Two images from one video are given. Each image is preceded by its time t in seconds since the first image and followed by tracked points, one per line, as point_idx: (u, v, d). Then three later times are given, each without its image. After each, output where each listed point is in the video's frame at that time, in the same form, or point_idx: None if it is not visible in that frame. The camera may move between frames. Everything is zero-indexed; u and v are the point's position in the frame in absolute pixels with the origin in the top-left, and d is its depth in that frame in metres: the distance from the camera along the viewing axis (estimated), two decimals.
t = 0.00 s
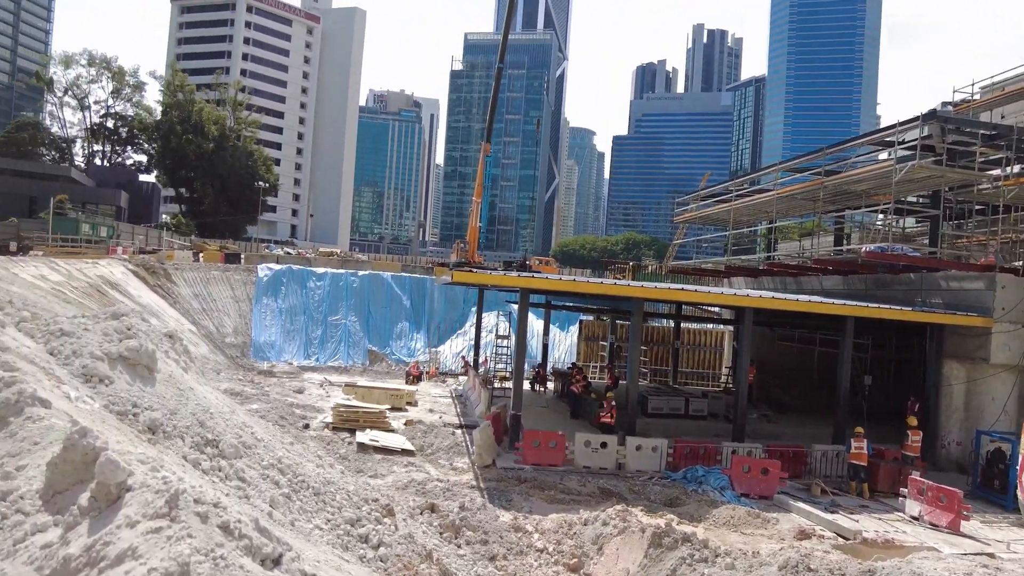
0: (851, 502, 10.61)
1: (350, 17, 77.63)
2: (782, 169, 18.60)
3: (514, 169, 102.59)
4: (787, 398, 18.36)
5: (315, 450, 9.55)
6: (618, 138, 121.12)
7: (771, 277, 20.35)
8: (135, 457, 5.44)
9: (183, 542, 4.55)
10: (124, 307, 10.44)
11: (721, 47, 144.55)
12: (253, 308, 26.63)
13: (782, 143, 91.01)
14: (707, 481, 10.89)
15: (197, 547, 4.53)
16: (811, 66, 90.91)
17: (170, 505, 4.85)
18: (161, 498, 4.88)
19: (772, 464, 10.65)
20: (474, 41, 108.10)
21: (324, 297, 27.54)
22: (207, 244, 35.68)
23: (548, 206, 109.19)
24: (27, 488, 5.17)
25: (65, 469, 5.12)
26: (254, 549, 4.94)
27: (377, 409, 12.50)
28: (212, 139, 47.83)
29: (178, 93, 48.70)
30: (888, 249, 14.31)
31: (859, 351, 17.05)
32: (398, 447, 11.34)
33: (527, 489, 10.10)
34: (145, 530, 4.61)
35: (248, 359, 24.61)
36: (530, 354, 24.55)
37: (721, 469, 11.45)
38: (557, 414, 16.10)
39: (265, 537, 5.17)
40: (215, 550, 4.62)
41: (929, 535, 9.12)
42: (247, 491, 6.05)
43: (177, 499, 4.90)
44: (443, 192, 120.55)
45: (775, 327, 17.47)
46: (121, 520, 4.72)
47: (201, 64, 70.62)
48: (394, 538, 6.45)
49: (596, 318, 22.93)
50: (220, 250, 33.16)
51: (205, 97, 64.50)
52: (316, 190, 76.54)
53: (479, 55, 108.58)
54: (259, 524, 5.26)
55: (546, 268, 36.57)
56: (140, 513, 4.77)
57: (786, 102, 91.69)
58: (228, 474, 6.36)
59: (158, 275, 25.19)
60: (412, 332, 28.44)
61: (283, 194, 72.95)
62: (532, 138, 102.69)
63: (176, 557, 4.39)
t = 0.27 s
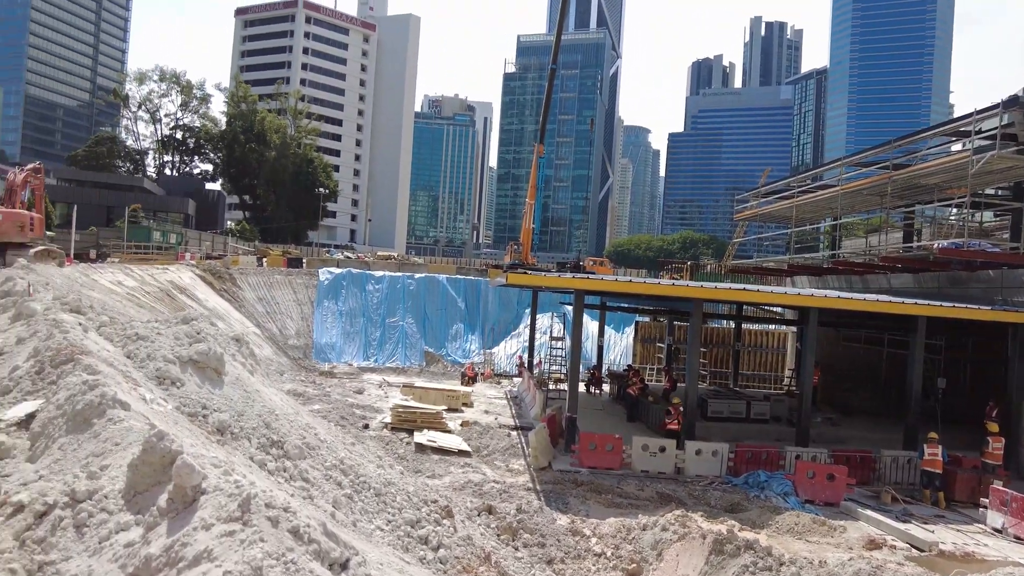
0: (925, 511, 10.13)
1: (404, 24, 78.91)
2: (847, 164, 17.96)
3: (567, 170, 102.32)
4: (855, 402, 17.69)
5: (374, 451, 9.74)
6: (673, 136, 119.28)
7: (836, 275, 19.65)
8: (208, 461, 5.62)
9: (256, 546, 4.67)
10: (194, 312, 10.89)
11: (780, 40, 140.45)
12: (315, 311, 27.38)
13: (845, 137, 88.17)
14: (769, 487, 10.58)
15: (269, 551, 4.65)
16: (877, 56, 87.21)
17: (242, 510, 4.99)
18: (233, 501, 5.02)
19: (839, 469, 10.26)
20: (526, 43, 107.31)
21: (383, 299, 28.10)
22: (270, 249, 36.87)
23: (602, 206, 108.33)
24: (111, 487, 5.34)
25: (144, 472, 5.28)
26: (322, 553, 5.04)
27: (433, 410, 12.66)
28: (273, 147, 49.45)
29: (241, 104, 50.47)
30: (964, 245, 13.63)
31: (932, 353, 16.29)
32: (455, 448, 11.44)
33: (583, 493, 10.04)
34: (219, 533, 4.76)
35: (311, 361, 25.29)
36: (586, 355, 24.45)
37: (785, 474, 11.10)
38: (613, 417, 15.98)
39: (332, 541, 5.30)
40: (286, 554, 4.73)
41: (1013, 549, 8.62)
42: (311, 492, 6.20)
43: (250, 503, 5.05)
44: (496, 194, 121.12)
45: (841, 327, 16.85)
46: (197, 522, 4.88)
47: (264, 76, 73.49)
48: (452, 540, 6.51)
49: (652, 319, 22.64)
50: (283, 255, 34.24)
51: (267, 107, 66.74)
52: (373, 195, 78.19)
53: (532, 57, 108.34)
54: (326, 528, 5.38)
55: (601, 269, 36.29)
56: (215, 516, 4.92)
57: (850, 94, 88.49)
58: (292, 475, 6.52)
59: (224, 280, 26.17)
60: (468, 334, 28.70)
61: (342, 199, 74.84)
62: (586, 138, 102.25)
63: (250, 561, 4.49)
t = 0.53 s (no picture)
0: (978, 518, 9.77)
1: (439, 28, 79.53)
2: (892, 159, 17.43)
3: (602, 170, 102.05)
4: (903, 404, 17.16)
5: (414, 452, 9.83)
6: (710, 134, 117.59)
7: (881, 273, 19.11)
8: (256, 465, 5.74)
9: (306, 552, 4.71)
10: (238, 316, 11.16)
11: (820, 33, 137.39)
12: (353, 313, 27.76)
13: (889, 130, 85.71)
14: (814, 491, 10.33)
15: (320, 556, 4.69)
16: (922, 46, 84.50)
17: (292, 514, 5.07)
18: (284, 506, 5.10)
19: (886, 474, 9.95)
20: (561, 43, 107.34)
21: (419, 301, 28.38)
22: (310, 253, 37.55)
23: (638, 206, 107.47)
24: (165, 490, 5.46)
25: (196, 475, 5.41)
26: (370, 558, 5.11)
27: (471, 411, 12.70)
28: (312, 152, 50.44)
29: (280, 110, 51.55)
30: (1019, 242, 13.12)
31: (985, 354, 15.71)
32: (492, 449, 11.46)
33: (622, 496, 9.97)
34: (270, 537, 4.83)
35: (350, 362, 25.57)
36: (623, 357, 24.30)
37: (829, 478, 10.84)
38: (652, 419, 15.82)
39: (379, 546, 5.36)
40: (336, 559, 4.78)
41: None
42: (354, 493, 6.27)
43: (300, 508, 5.12)
44: (531, 195, 121.19)
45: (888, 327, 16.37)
46: (248, 526, 4.97)
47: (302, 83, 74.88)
48: (493, 542, 6.52)
49: (690, 320, 22.37)
50: (322, 258, 34.79)
51: (306, 113, 67.95)
52: (409, 198, 78.91)
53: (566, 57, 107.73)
54: (374, 534, 5.46)
55: (637, 270, 36.00)
56: (266, 520, 5.02)
57: (893, 85, 86.00)
58: (335, 477, 6.59)
59: (265, 283, 26.72)
60: (503, 335, 28.74)
61: (379, 203, 75.79)
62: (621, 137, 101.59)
63: (301, 566, 4.55)
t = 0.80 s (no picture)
0: None
1: (464, 31, 79.80)
2: (930, 152, 16.96)
3: (629, 169, 102.32)
4: (946, 403, 16.66)
5: (449, 453, 9.88)
6: (739, 130, 116.03)
7: (921, 269, 18.59)
8: (304, 466, 5.69)
9: (363, 553, 4.62)
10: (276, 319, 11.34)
11: (851, 25, 134.65)
12: (384, 315, 28.05)
13: (925, 121, 83.27)
14: (854, 492, 10.09)
15: (376, 557, 4.57)
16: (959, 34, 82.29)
17: (346, 517, 4.96)
18: (337, 506, 5.05)
19: (930, 474, 9.68)
20: (585, 43, 105.91)
21: (449, 303, 28.64)
22: (340, 257, 37.96)
23: (666, 204, 106.40)
24: (215, 491, 5.38)
25: (246, 476, 5.34)
26: (425, 559, 5.08)
27: (503, 412, 12.70)
28: (341, 158, 51.07)
29: (310, 117, 52.26)
30: None
31: None
32: (525, 450, 11.43)
33: (657, 497, 9.89)
34: (324, 537, 4.77)
35: (381, 363, 25.77)
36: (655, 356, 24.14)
37: (871, 478, 10.57)
38: (686, 420, 15.66)
39: (433, 548, 5.34)
40: (392, 560, 4.69)
41: None
42: (393, 493, 6.22)
43: (353, 508, 5.05)
44: (558, 195, 120.91)
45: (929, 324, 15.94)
46: (302, 526, 4.91)
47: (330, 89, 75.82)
48: (532, 543, 6.46)
49: (723, 319, 22.13)
50: (353, 262, 35.22)
51: (334, 119, 68.81)
52: (438, 201, 79.38)
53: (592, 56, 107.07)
54: (427, 534, 5.43)
55: (668, 269, 35.76)
56: (319, 522, 4.92)
57: (929, 75, 83.81)
58: (375, 477, 6.56)
59: (298, 287, 27.12)
60: (533, 336, 28.67)
61: (408, 206, 76.24)
62: (649, 134, 100.79)
63: (360, 567, 4.45)
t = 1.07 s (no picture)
0: None
1: (490, 31, 79.82)
2: (970, 146, 16.49)
3: (657, 167, 101.47)
4: (988, 404, 16.19)
5: (481, 454, 9.87)
6: (768, 127, 114.34)
7: (961, 266, 18.11)
8: (350, 468, 5.59)
9: (420, 564, 4.48)
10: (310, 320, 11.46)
11: (884, 17, 131.67)
12: (413, 316, 28.23)
13: (962, 114, 81.47)
14: (895, 496, 9.83)
15: (435, 569, 4.44)
16: (995, 22, 79.81)
17: (402, 524, 4.78)
18: (391, 515, 4.84)
19: (976, 478, 9.37)
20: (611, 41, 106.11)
21: (476, 303, 28.70)
22: (369, 258, 38.31)
23: (695, 202, 105.32)
24: (263, 496, 5.23)
25: (294, 481, 5.17)
26: (480, 569, 4.93)
27: (533, 412, 12.64)
28: (369, 160, 51.55)
29: (338, 120, 52.80)
30: None
31: None
32: (556, 451, 11.36)
33: (690, 500, 9.78)
34: (380, 548, 4.57)
35: (410, 363, 25.89)
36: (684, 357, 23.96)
37: (912, 482, 10.30)
38: (719, 421, 15.46)
39: (487, 557, 5.22)
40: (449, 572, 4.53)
41: None
42: (430, 495, 6.18)
43: (408, 517, 4.84)
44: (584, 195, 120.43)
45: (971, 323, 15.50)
46: (355, 536, 4.71)
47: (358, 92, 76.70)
48: (569, 547, 6.35)
49: (754, 319, 21.82)
50: (382, 263, 35.52)
51: (362, 121, 69.46)
52: (465, 201, 79.59)
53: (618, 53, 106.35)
54: (480, 544, 5.29)
55: (697, 267, 35.45)
56: (373, 530, 4.73)
57: (966, 67, 81.87)
58: (412, 479, 6.52)
59: (328, 288, 27.42)
60: (560, 336, 28.58)
61: (434, 207, 76.68)
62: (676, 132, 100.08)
63: None
